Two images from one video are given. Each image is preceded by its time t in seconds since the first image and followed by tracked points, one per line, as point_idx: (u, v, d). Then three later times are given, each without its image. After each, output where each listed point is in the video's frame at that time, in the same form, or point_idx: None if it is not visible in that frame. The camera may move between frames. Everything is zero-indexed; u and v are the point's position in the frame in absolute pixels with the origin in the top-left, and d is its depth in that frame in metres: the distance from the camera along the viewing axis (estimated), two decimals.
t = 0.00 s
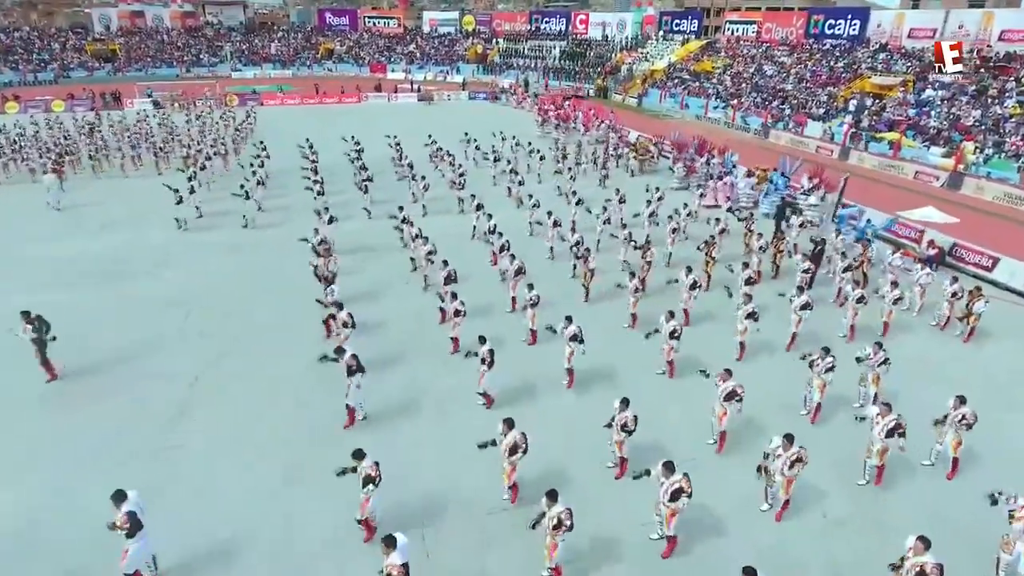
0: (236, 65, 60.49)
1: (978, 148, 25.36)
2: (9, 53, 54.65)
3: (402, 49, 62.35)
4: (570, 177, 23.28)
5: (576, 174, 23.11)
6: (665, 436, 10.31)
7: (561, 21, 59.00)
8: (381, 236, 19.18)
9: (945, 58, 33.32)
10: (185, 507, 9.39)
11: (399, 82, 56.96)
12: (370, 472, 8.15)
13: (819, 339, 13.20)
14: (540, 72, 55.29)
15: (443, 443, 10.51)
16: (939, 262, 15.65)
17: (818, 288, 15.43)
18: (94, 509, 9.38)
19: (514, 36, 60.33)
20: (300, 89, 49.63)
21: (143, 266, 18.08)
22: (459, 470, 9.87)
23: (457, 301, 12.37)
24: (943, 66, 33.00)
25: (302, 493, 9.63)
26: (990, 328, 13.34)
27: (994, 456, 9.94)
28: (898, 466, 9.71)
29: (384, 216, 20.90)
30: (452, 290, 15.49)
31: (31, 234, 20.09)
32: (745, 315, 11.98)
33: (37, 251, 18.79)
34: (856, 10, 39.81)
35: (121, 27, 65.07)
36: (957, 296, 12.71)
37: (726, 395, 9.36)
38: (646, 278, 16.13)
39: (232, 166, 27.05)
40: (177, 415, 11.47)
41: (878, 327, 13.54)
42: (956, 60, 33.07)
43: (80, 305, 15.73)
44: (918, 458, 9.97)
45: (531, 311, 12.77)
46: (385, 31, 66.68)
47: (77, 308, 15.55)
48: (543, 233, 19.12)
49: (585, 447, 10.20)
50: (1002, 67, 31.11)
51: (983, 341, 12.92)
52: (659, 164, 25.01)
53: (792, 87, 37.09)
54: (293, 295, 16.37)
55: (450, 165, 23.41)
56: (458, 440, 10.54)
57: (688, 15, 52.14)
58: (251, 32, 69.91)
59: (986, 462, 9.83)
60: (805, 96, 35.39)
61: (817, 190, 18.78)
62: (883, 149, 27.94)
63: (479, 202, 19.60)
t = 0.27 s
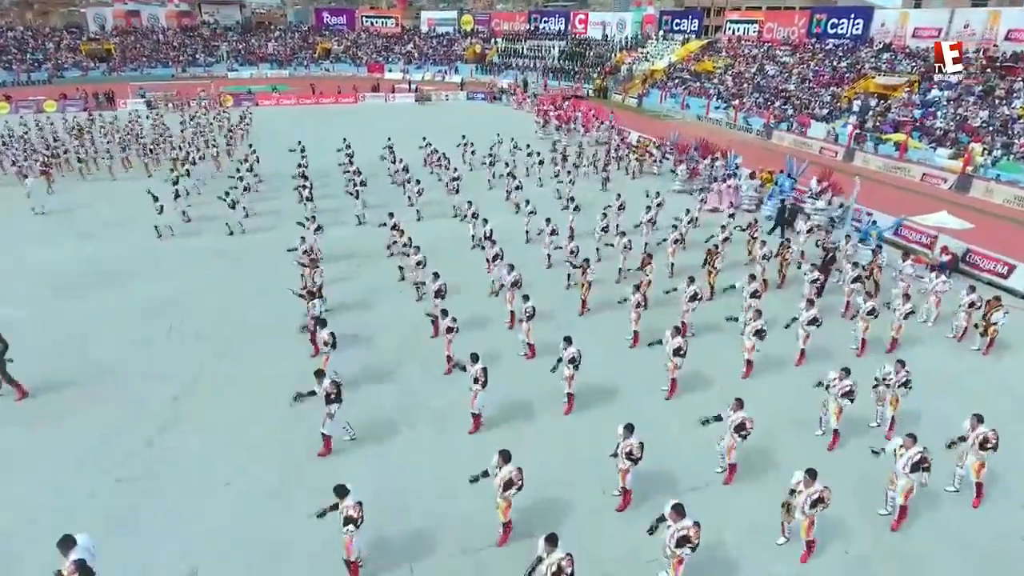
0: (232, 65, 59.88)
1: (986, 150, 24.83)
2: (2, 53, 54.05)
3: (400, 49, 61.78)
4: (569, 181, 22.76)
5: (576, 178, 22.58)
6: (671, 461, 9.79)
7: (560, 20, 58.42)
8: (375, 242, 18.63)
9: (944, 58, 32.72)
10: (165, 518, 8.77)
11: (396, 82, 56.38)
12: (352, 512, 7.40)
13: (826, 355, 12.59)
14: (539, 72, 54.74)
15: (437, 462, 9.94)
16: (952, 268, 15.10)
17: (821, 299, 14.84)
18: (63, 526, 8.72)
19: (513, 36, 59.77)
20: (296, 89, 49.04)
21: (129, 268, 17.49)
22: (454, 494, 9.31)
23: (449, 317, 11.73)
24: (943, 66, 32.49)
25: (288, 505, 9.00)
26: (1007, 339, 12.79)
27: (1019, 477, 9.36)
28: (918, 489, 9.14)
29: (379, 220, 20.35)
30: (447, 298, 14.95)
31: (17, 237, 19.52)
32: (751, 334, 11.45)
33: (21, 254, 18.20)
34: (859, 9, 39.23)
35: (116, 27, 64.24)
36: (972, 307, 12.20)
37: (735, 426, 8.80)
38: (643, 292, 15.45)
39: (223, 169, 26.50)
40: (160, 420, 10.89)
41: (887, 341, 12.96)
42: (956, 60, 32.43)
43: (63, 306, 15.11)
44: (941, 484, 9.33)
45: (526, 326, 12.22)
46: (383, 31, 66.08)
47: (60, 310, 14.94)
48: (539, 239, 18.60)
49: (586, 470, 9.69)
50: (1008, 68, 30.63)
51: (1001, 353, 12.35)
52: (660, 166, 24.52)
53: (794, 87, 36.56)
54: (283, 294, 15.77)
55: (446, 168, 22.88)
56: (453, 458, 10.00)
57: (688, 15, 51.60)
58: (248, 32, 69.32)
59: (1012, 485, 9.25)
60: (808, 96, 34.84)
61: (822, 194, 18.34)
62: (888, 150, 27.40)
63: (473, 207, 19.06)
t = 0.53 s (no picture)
0: (229, 65, 59.33)
1: (993, 151, 24.38)
2: None
3: (398, 48, 61.27)
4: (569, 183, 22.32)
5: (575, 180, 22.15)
6: (672, 482, 9.42)
7: (560, 20, 57.89)
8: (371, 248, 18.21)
9: (944, 58, 32.44)
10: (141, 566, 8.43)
11: (394, 82, 55.88)
12: (323, 559, 7.12)
13: (832, 365, 12.19)
14: (538, 72, 54.27)
15: (429, 482, 9.58)
16: (963, 274, 14.67)
17: (827, 307, 14.41)
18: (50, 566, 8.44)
19: (512, 35, 59.24)
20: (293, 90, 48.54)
21: (117, 279, 17.16)
22: (447, 520, 8.91)
23: (437, 332, 11.27)
24: (943, 66, 32.15)
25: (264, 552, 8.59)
26: None
27: None
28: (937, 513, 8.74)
29: (374, 224, 19.92)
30: (441, 307, 14.57)
31: (6, 246, 19.15)
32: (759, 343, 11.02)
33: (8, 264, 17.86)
34: (861, 8, 38.82)
35: (112, 27, 63.66)
36: (988, 316, 11.86)
37: (744, 443, 8.44)
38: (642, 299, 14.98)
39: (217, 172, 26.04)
40: (143, 451, 10.66)
41: (898, 352, 12.52)
42: (956, 60, 32.23)
43: (49, 322, 14.85)
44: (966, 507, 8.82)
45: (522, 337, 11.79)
46: (381, 30, 65.52)
47: (46, 325, 14.66)
48: (535, 244, 18.15)
49: (584, 490, 9.32)
50: (1014, 67, 30.19)
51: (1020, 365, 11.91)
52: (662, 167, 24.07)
53: (797, 87, 36.12)
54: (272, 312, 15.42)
55: (443, 171, 22.47)
56: (447, 478, 9.64)
57: (688, 14, 51.16)
58: (245, 31, 68.75)
59: None
60: (810, 96, 34.38)
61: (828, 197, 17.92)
62: (894, 151, 26.95)
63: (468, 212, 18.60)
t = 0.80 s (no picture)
0: (226, 65, 58.81)
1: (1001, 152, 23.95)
2: None
3: (396, 48, 60.78)
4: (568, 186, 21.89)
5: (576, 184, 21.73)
6: (678, 499, 9.03)
7: (559, 20, 57.38)
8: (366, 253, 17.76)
9: (944, 57, 32.34)
10: (141, 568, 8.19)
11: (392, 83, 55.39)
12: None
13: (840, 379, 11.77)
14: (537, 73, 53.80)
15: (423, 501, 9.17)
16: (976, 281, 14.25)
17: (835, 316, 13.98)
18: None
19: (511, 35, 58.75)
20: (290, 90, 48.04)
21: (105, 283, 16.68)
22: (444, 542, 8.46)
23: (425, 346, 10.76)
24: (942, 66, 31.97)
25: (265, 556, 8.31)
26: None
27: None
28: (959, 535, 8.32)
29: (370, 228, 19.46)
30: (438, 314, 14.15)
31: None
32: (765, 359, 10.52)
33: None
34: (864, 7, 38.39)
35: (107, 27, 63.10)
36: (1008, 326, 11.36)
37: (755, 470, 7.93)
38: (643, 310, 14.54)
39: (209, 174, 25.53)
40: (142, 451, 10.39)
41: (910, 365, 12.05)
42: (956, 60, 32.06)
43: (42, 324, 14.55)
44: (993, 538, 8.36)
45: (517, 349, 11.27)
46: (379, 30, 65.00)
47: (35, 328, 14.29)
48: (533, 250, 17.69)
49: (586, 509, 8.92)
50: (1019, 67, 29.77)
51: None
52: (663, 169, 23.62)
53: (799, 88, 35.70)
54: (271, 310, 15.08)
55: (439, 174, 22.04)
56: (442, 496, 9.24)
57: (688, 14, 50.71)
58: (241, 31, 68.21)
59: None
60: (813, 97, 33.92)
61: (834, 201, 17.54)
62: (900, 153, 26.49)
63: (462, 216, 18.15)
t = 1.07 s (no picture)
0: (222, 65, 58.30)
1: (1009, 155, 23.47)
2: None
3: (394, 49, 60.25)
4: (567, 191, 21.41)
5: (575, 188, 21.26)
6: (683, 524, 8.58)
7: (558, 20, 56.83)
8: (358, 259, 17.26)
9: (945, 58, 32.21)
10: (142, 566, 8.01)
11: (389, 84, 54.86)
12: None
13: (849, 395, 11.32)
14: (536, 73, 53.28)
15: (416, 522, 8.73)
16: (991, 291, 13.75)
17: (843, 328, 13.51)
18: None
19: (510, 36, 58.20)
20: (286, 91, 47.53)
21: (91, 286, 16.17)
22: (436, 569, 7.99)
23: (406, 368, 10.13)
24: (943, 66, 31.78)
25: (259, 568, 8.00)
26: None
27: None
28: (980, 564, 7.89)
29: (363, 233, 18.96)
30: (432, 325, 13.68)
31: None
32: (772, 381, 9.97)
33: None
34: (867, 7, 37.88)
35: (103, 27, 62.59)
36: None
37: (765, 511, 7.43)
38: (640, 319, 14.08)
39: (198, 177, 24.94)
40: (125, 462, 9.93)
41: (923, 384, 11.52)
42: (956, 60, 31.92)
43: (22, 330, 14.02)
44: None
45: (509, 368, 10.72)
46: (376, 31, 64.48)
47: (21, 331, 13.92)
48: (529, 257, 17.17)
49: (586, 534, 8.49)
50: None
51: None
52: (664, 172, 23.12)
53: (801, 88, 35.22)
54: (269, 310, 14.73)
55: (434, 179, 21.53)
56: (436, 517, 8.82)
57: (688, 14, 50.19)
58: (238, 32, 67.70)
59: None
60: (816, 98, 33.44)
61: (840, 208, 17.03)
62: (906, 156, 25.98)
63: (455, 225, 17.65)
